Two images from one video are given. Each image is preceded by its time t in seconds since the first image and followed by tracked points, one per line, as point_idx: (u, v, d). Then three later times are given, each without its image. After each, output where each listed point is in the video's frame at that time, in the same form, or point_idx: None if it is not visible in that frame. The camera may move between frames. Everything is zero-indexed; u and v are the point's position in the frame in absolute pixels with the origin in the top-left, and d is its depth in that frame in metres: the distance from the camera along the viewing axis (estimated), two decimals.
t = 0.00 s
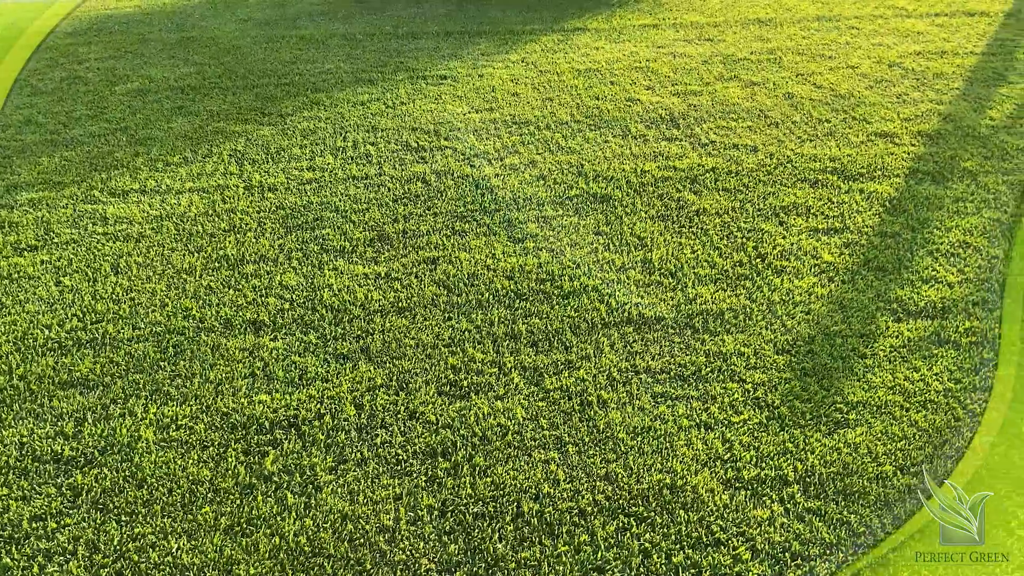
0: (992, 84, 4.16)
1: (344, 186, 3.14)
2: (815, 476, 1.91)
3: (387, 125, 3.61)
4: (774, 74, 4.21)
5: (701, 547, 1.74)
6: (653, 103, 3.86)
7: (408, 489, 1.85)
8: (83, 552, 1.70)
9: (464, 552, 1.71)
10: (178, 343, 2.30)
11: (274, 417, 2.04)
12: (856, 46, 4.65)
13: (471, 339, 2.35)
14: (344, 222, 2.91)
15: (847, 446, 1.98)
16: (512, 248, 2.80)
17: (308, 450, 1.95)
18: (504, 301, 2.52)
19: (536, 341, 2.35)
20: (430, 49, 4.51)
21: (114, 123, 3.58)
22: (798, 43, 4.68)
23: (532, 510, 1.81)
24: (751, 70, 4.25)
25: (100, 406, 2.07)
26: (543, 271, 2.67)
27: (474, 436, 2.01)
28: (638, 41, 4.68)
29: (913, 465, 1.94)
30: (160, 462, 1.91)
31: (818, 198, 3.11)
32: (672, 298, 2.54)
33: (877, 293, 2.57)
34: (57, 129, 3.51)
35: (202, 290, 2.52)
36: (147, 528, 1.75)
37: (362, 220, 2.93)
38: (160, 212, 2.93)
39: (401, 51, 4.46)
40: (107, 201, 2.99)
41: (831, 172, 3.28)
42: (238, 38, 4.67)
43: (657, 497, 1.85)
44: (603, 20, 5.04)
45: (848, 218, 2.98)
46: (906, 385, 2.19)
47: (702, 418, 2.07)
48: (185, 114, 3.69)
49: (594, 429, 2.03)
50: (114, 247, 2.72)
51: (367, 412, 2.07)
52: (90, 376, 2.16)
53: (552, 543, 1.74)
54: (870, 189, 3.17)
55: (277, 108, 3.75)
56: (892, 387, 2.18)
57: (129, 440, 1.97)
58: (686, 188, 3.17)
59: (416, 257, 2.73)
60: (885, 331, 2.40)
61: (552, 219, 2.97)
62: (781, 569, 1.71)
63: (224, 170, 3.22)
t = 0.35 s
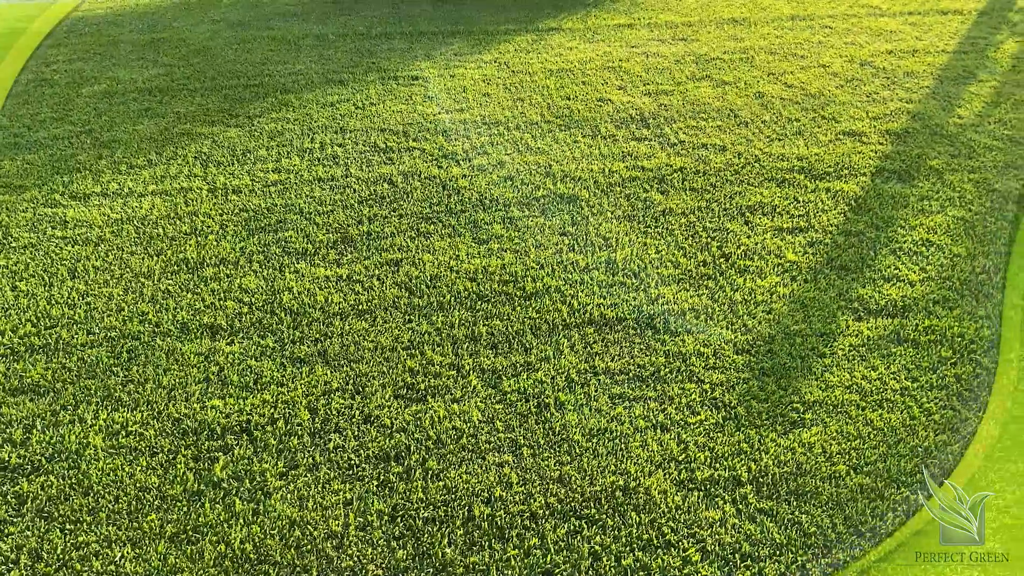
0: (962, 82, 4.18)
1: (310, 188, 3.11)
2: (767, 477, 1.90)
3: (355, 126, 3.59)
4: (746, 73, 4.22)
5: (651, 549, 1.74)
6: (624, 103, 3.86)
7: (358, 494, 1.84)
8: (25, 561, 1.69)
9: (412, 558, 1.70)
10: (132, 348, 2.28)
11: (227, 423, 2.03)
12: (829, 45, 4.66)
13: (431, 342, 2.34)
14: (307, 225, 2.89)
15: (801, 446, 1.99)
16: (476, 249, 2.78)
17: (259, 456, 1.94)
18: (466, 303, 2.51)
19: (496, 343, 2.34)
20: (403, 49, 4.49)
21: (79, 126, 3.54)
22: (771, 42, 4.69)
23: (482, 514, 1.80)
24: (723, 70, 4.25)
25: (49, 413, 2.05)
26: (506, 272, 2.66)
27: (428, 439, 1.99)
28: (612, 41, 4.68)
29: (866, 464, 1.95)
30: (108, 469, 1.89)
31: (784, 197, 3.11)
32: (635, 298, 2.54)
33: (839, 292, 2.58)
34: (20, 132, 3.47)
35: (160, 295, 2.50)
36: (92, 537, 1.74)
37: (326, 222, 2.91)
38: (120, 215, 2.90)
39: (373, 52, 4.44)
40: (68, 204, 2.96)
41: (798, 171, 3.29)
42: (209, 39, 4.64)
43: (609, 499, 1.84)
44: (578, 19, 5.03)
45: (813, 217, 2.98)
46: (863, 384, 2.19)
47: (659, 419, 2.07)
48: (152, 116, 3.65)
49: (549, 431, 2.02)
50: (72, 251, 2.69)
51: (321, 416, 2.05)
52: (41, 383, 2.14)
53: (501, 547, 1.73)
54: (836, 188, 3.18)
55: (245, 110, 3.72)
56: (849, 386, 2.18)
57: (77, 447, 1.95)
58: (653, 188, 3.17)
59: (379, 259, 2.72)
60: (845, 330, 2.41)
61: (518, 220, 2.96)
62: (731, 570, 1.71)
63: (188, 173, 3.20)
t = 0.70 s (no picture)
0: (929, 81, 4.21)
1: (273, 191, 3.09)
2: (719, 478, 1.90)
3: (321, 128, 3.56)
4: (715, 73, 4.22)
5: (600, 553, 1.73)
6: (592, 103, 3.85)
7: (307, 501, 1.82)
8: None
9: (359, 566, 1.69)
10: (83, 355, 2.25)
11: (176, 431, 2.00)
12: (799, 44, 4.68)
13: (388, 345, 2.32)
14: (269, 228, 2.86)
15: (754, 447, 1.99)
16: (439, 252, 2.76)
17: (208, 464, 1.91)
18: (425, 305, 2.50)
19: (454, 346, 2.32)
20: (373, 50, 4.46)
21: (40, 130, 3.49)
22: (742, 42, 4.71)
23: (431, 520, 1.78)
24: (692, 70, 4.26)
25: None
26: (467, 274, 2.65)
27: (381, 444, 1.98)
28: (583, 41, 4.68)
29: (819, 464, 1.95)
30: (53, 479, 1.87)
31: (748, 197, 3.12)
32: (595, 300, 2.53)
33: (799, 292, 2.58)
34: None
35: (115, 300, 2.47)
36: (33, 548, 1.72)
37: (287, 225, 2.88)
38: (78, 220, 2.86)
39: (343, 53, 4.41)
40: (25, 209, 2.92)
41: (764, 171, 3.30)
42: (177, 41, 4.59)
43: (560, 503, 1.84)
44: (551, 20, 5.03)
45: (776, 217, 2.99)
46: (818, 384, 2.20)
47: (614, 421, 2.06)
48: (115, 119, 3.61)
49: (503, 435, 2.01)
50: (27, 256, 2.65)
51: (273, 423, 2.03)
52: None
53: (449, 553, 1.72)
54: (800, 188, 3.19)
55: (210, 112, 3.68)
56: (804, 386, 2.19)
57: (22, 457, 1.92)
58: (618, 189, 3.17)
59: (340, 262, 2.69)
60: (803, 329, 2.41)
61: (482, 221, 2.95)
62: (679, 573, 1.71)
63: (149, 177, 3.16)
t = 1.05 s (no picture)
0: (894, 79, 4.24)
1: (233, 195, 3.05)
2: (670, 480, 1.90)
3: (284, 131, 3.53)
4: (682, 73, 4.23)
5: (547, 558, 1.73)
6: (559, 104, 3.85)
7: (253, 511, 1.80)
8: None
9: None
10: (31, 364, 2.21)
11: (123, 440, 1.97)
12: (767, 44, 4.71)
13: (342, 351, 2.30)
14: (227, 232, 2.83)
15: (706, 448, 1.99)
16: (398, 255, 2.74)
17: (153, 474, 1.89)
18: (382, 310, 2.48)
19: (409, 351, 2.31)
20: (341, 52, 4.43)
21: None
22: (711, 42, 4.72)
23: (378, 528, 1.77)
24: (660, 70, 4.27)
25: None
26: (426, 278, 2.63)
27: (331, 452, 1.96)
28: (553, 42, 4.67)
29: (769, 465, 1.95)
30: None
31: (711, 197, 3.12)
32: (554, 302, 2.53)
33: (758, 292, 2.59)
34: None
35: (66, 308, 2.43)
36: None
37: (246, 229, 2.85)
38: (32, 226, 2.82)
39: (310, 55, 4.38)
40: None
41: (727, 171, 3.31)
42: (142, 44, 4.53)
43: (509, 508, 1.83)
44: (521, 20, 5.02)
45: (737, 217, 3.00)
46: (772, 384, 2.20)
47: (567, 424, 2.05)
48: (75, 123, 3.55)
49: (455, 440, 2.00)
50: None
51: (222, 431, 2.01)
52: None
53: (395, 561, 1.71)
54: (762, 187, 3.20)
55: (172, 116, 3.64)
56: (758, 387, 2.19)
57: None
58: (582, 190, 3.16)
59: (298, 266, 2.66)
60: (759, 329, 2.42)
61: (444, 224, 2.93)
62: None
63: (107, 181, 3.12)
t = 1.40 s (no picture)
0: (859, 78, 4.27)
1: (193, 199, 3.01)
2: (625, 482, 1.90)
3: (247, 134, 3.48)
4: (650, 73, 4.24)
5: (499, 563, 1.72)
6: (526, 105, 3.84)
7: (202, 521, 1.77)
8: None
9: None
10: None
11: (70, 451, 1.93)
12: (736, 43, 4.73)
13: (299, 356, 2.26)
14: (185, 237, 2.78)
15: (662, 449, 1.99)
16: (359, 258, 2.72)
17: (100, 485, 1.85)
18: (341, 314, 2.45)
19: (367, 355, 2.28)
20: (308, 53, 4.39)
21: None
22: (680, 41, 4.74)
23: (329, 537, 1.75)
24: (628, 69, 4.27)
25: None
26: (387, 281, 2.60)
27: (283, 460, 1.93)
28: (522, 42, 4.66)
29: (725, 466, 1.95)
30: None
31: (676, 197, 3.13)
32: (515, 304, 2.51)
33: (719, 291, 2.59)
34: None
35: (17, 316, 2.37)
36: None
37: (204, 234, 2.81)
38: None
39: (277, 56, 4.33)
40: None
41: (693, 171, 3.32)
42: (106, 46, 4.46)
43: (463, 513, 1.81)
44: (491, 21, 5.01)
45: (701, 217, 3.01)
46: (730, 384, 2.20)
47: (524, 427, 2.04)
48: (33, 127, 3.48)
49: (410, 445, 1.98)
50: None
51: (172, 440, 1.97)
52: None
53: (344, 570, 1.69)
54: (727, 187, 3.21)
55: (133, 119, 3.58)
56: (716, 387, 2.19)
57: None
58: (547, 190, 3.15)
59: (256, 271, 2.63)
60: (719, 329, 2.42)
61: (407, 226, 2.91)
62: None
63: (64, 186, 3.06)
